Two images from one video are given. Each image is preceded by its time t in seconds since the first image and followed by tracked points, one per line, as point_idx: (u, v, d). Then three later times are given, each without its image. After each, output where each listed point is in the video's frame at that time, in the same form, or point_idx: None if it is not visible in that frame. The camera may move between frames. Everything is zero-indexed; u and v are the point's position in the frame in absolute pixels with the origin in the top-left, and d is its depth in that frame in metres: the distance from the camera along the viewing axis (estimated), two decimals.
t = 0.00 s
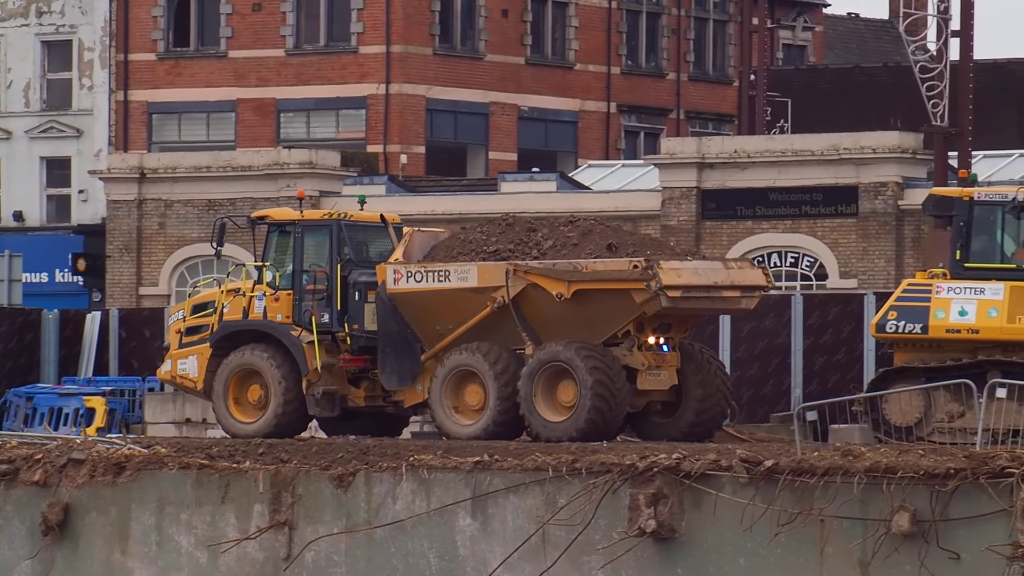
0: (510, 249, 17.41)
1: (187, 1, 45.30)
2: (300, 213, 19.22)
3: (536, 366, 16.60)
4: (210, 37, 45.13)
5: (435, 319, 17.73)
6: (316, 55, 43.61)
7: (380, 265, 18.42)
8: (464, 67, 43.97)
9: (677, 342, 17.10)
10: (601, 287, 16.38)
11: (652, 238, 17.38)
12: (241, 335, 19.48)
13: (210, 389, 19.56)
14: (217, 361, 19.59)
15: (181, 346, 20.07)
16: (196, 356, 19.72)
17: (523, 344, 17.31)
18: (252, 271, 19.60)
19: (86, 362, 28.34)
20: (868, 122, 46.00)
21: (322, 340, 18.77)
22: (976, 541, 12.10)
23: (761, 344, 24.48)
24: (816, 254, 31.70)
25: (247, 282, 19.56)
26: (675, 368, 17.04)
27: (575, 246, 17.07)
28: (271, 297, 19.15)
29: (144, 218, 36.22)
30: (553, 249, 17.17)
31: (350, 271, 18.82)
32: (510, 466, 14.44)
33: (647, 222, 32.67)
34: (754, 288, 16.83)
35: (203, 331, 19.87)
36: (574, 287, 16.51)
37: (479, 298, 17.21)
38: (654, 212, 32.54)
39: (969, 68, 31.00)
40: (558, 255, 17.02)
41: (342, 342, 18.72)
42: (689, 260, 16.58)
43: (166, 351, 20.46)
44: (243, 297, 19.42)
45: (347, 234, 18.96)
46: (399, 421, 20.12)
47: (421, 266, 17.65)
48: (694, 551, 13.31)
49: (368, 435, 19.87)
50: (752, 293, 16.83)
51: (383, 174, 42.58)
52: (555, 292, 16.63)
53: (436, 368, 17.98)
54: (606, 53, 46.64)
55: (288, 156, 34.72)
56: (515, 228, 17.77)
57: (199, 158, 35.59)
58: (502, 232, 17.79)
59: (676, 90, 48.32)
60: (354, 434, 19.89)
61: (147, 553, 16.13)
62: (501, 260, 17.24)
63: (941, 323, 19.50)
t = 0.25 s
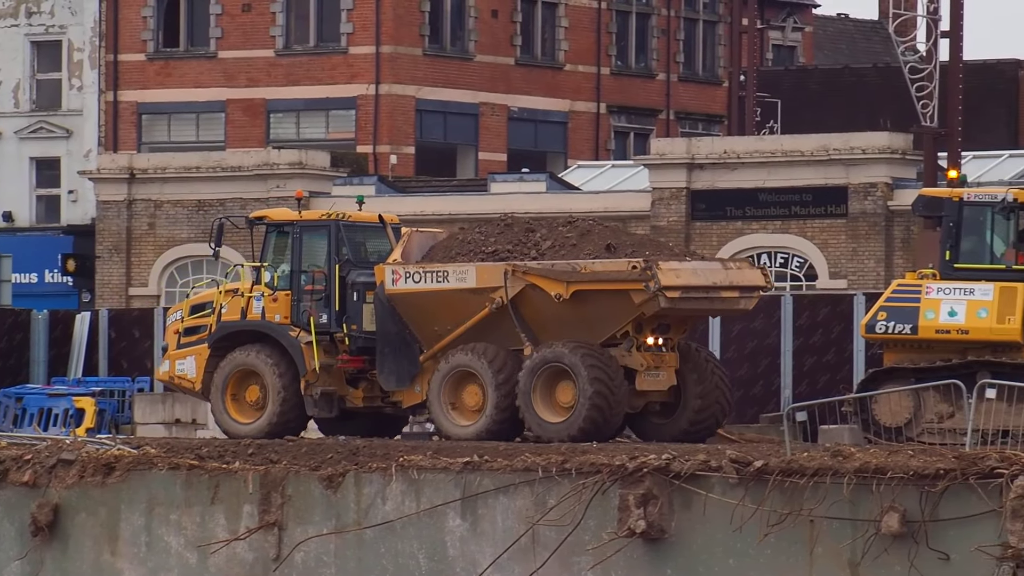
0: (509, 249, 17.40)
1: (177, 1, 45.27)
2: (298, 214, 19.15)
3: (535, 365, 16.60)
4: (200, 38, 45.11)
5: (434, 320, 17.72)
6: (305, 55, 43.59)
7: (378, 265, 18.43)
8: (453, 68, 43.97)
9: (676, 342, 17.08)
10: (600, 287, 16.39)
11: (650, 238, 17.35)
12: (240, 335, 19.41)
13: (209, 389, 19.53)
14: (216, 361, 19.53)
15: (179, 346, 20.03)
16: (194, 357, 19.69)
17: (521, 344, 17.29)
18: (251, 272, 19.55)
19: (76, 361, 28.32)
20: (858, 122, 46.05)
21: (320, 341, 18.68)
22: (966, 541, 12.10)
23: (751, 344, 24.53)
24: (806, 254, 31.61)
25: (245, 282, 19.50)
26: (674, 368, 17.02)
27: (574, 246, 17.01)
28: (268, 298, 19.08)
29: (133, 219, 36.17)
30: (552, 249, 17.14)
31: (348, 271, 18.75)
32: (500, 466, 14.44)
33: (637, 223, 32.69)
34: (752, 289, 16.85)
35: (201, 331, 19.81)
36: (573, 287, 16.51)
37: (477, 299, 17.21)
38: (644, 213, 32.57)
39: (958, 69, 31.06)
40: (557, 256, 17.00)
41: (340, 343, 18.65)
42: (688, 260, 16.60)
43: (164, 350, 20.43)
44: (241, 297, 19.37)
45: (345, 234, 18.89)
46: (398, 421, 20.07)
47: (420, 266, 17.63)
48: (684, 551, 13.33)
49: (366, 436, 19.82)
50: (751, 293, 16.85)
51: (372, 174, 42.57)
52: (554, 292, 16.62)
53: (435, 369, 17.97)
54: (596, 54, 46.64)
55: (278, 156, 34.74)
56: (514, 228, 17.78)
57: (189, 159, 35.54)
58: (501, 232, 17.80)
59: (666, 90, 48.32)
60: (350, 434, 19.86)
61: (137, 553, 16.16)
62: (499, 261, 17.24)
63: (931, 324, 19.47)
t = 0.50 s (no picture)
0: (507, 250, 17.40)
1: (166, 1, 45.23)
2: (296, 214, 19.17)
3: (533, 364, 16.60)
4: (190, 38, 45.07)
5: (432, 321, 17.70)
6: (295, 55, 43.56)
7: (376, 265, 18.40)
8: (443, 69, 43.96)
9: (674, 343, 17.10)
10: (599, 287, 16.38)
11: (648, 238, 17.43)
12: (238, 336, 19.34)
13: (207, 390, 19.48)
14: (214, 362, 19.50)
15: (177, 347, 19.96)
16: (192, 358, 19.63)
17: (520, 345, 17.29)
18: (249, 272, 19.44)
19: (65, 361, 28.25)
20: (847, 123, 46.08)
21: (319, 341, 18.68)
22: (955, 541, 12.12)
23: (740, 345, 24.56)
24: (795, 255, 31.58)
25: (243, 282, 19.42)
26: (672, 368, 17.04)
27: (572, 246, 17.08)
28: (267, 298, 19.00)
29: (123, 219, 36.11)
30: (550, 249, 17.17)
31: (347, 271, 18.81)
32: (489, 467, 14.43)
33: (626, 224, 32.72)
34: (750, 289, 16.90)
35: (199, 332, 19.73)
36: (572, 288, 16.49)
37: (476, 299, 17.20)
38: (634, 214, 32.59)
39: (948, 69, 31.10)
40: (555, 256, 17.02)
41: (339, 343, 18.68)
42: (687, 261, 16.64)
43: (161, 350, 20.38)
44: (239, 297, 19.27)
45: (344, 234, 18.93)
46: (396, 423, 20.10)
47: (418, 266, 17.60)
48: (673, 552, 13.34)
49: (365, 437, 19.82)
50: (750, 293, 16.91)
51: (361, 175, 42.56)
52: (552, 293, 16.60)
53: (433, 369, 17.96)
54: (586, 54, 46.63)
55: (268, 156, 34.70)
56: (512, 228, 17.78)
57: (178, 159, 35.49)
58: (498, 232, 17.79)
59: (656, 91, 48.31)
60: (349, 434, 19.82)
61: (126, 554, 16.16)
62: (497, 261, 17.24)
63: (920, 324, 19.49)
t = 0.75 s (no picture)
0: (506, 250, 17.40)
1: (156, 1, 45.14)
2: (294, 214, 19.13)
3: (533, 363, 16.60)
4: (179, 38, 44.97)
5: (431, 321, 17.70)
6: (285, 56, 43.53)
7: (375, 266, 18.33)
8: (432, 69, 43.94)
9: (673, 343, 17.10)
10: (598, 288, 16.38)
11: (646, 238, 17.47)
12: (237, 337, 19.37)
13: (205, 390, 19.50)
14: (212, 363, 19.51)
15: (175, 347, 19.99)
16: (190, 358, 19.66)
17: (519, 346, 17.29)
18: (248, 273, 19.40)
19: (54, 363, 28.23)
20: (837, 124, 46.13)
21: (317, 342, 18.63)
22: (945, 542, 12.12)
23: (730, 345, 24.57)
24: (784, 256, 31.57)
25: (241, 283, 19.39)
26: (671, 369, 17.00)
27: (571, 247, 17.11)
28: (266, 299, 18.95)
29: (112, 220, 36.05)
30: (549, 250, 17.20)
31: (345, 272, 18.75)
32: (479, 467, 14.43)
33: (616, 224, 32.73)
34: (749, 290, 16.89)
35: (197, 332, 19.76)
36: (571, 288, 16.49)
37: (474, 299, 17.21)
38: (623, 214, 32.59)
39: (937, 70, 31.14)
40: (554, 256, 17.05)
41: (337, 344, 18.62)
42: (685, 261, 16.65)
43: (160, 352, 20.40)
44: (237, 298, 19.24)
45: (342, 235, 18.88)
46: (395, 423, 20.12)
47: (417, 267, 17.59)
48: (663, 552, 13.35)
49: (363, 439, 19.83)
50: (748, 294, 16.90)
51: (351, 176, 42.56)
52: (551, 293, 16.60)
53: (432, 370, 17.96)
54: (575, 55, 46.63)
55: (257, 157, 34.63)
56: (510, 229, 17.76)
57: (167, 160, 35.45)
58: (497, 232, 17.77)
59: (645, 91, 48.31)
60: (349, 434, 19.83)
61: (115, 555, 16.15)
62: (496, 261, 17.23)
63: (910, 325, 19.49)
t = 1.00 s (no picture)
0: (505, 250, 17.38)
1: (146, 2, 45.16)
2: (293, 214, 19.12)
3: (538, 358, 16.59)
4: (169, 39, 45.00)
5: (430, 321, 17.70)
6: (275, 56, 43.50)
7: (373, 266, 18.32)
8: (422, 69, 43.94)
9: (673, 343, 17.08)
10: (597, 288, 16.38)
11: (646, 238, 17.45)
12: (235, 337, 19.29)
13: (204, 391, 19.47)
14: (210, 363, 19.45)
15: (174, 348, 19.94)
16: (189, 359, 19.62)
17: (518, 346, 17.27)
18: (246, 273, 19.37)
19: (44, 362, 28.25)
20: (827, 124, 46.18)
21: (316, 342, 18.60)
22: (934, 542, 12.14)
23: (720, 345, 24.50)
24: (775, 256, 31.55)
25: (240, 283, 19.37)
26: (671, 369, 16.98)
27: (570, 247, 17.06)
28: (264, 299, 18.95)
29: (102, 220, 36.01)
30: (548, 250, 17.18)
31: (344, 272, 18.73)
32: (469, 468, 14.42)
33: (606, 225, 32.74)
34: (749, 289, 16.90)
35: (196, 333, 19.74)
36: (570, 288, 16.49)
37: (473, 300, 17.22)
38: (613, 214, 32.60)
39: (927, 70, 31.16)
40: (553, 257, 17.02)
41: (336, 344, 18.61)
42: (684, 261, 16.66)
43: (158, 351, 20.37)
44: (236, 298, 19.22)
45: (341, 235, 18.89)
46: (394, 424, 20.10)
47: (415, 267, 17.60)
48: (653, 552, 13.35)
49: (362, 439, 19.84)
50: (747, 293, 16.91)
51: (341, 176, 42.55)
52: (550, 293, 16.61)
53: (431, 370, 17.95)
54: (565, 55, 46.62)
55: (247, 157, 34.59)
56: (509, 229, 17.75)
57: (157, 160, 35.40)
58: (495, 233, 17.76)
59: (636, 91, 48.29)
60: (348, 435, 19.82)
61: (105, 555, 16.14)
62: (495, 261, 17.21)
63: (899, 325, 19.52)
